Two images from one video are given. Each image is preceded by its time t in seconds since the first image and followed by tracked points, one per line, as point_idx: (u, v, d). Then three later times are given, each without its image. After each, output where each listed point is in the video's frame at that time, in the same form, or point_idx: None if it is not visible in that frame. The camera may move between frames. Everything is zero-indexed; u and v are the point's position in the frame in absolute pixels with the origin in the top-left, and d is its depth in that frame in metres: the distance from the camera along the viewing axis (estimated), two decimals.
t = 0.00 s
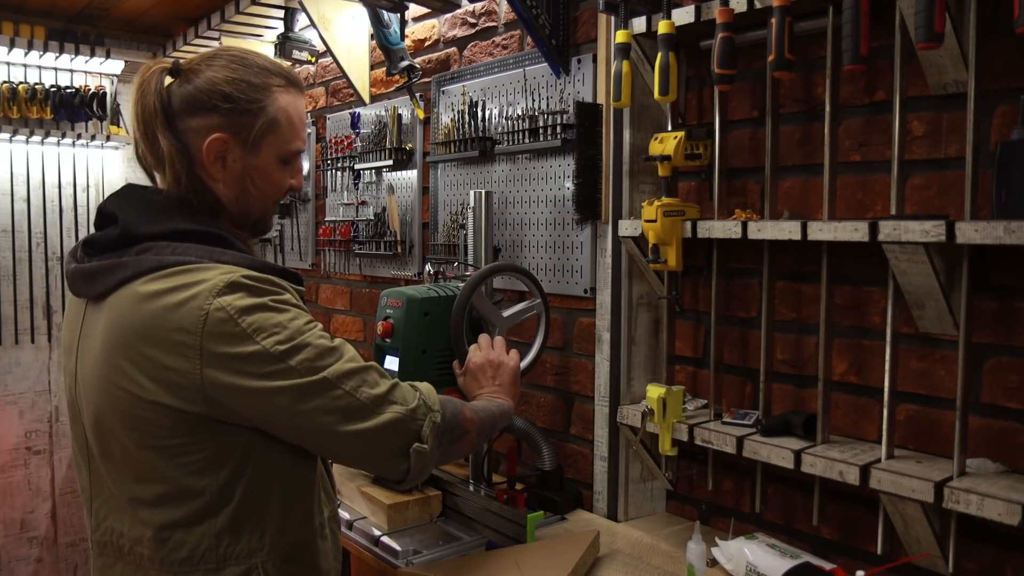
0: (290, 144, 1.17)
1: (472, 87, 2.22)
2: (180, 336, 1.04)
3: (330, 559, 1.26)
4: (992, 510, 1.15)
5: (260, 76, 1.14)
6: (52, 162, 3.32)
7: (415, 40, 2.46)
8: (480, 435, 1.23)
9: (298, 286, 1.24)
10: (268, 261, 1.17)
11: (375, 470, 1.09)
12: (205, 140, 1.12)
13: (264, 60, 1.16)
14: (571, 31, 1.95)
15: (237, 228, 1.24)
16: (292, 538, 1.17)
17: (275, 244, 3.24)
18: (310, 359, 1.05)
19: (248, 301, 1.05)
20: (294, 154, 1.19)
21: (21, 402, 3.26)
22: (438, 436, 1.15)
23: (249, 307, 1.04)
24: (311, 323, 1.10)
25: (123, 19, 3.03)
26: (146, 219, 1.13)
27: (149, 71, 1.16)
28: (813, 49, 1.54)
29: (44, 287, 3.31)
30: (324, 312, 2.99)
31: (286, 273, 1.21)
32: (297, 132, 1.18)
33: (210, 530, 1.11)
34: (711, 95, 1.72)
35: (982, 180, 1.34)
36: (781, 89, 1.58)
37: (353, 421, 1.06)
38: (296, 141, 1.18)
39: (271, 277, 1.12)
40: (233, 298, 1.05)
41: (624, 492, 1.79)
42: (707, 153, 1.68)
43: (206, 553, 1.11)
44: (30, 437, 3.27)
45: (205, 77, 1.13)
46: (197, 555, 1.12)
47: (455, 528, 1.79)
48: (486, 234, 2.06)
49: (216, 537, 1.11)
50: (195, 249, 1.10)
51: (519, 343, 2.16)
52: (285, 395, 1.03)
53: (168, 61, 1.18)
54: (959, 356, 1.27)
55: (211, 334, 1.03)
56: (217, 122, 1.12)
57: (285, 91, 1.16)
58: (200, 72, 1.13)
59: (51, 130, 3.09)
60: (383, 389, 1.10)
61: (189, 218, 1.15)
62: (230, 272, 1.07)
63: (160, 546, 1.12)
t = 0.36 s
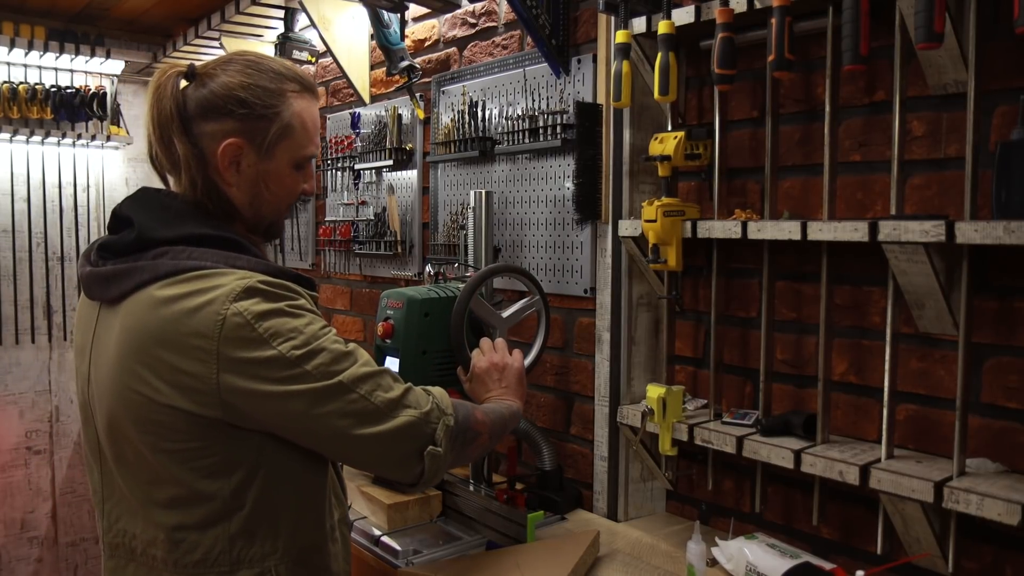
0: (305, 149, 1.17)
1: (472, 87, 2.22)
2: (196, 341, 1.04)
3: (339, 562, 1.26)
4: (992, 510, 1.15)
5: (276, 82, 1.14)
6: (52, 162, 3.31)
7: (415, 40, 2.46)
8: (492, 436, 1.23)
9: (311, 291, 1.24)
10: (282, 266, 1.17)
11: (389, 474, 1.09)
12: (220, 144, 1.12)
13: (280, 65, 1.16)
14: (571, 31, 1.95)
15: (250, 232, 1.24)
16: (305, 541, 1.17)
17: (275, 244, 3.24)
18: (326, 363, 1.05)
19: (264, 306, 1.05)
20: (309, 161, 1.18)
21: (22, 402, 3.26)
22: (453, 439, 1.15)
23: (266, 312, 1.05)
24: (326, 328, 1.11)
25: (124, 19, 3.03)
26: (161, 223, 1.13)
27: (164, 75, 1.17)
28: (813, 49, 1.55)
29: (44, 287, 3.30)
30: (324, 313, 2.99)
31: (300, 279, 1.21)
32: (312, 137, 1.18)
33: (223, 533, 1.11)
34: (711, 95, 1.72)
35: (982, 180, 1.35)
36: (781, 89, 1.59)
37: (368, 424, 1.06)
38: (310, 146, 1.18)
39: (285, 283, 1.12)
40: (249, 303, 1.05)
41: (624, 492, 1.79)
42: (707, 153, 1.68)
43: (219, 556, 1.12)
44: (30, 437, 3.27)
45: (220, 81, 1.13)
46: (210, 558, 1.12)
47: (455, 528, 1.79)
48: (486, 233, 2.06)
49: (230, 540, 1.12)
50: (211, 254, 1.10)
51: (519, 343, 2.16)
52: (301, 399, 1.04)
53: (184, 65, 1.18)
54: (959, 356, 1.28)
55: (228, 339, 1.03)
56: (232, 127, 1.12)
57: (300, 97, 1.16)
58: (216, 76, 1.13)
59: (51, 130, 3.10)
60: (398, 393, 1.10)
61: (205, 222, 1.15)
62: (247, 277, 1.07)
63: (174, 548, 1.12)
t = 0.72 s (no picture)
0: (313, 151, 1.17)
1: (472, 87, 2.22)
2: (207, 342, 1.03)
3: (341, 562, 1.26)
4: (992, 510, 1.15)
5: (285, 84, 1.14)
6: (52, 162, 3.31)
7: (415, 40, 2.46)
8: (502, 435, 1.23)
9: (318, 294, 1.23)
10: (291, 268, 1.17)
11: (399, 473, 1.10)
12: (228, 145, 1.12)
13: (289, 66, 1.16)
14: (571, 31, 1.95)
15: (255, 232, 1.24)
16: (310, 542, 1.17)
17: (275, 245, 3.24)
18: (336, 363, 1.06)
19: (275, 308, 1.06)
20: (316, 162, 1.18)
21: (21, 402, 3.26)
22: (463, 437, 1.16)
23: (277, 313, 1.05)
24: (335, 329, 1.11)
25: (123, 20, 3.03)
26: (171, 224, 1.13)
27: (173, 75, 1.16)
28: (813, 49, 1.54)
29: (44, 287, 3.30)
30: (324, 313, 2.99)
31: (307, 282, 1.20)
32: (319, 140, 1.18)
33: (229, 534, 1.11)
34: (711, 95, 1.72)
35: (982, 180, 1.34)
36: (781, 89, 1.58)
37: (378, 423, 1.07)
38: (318, 149, 1.18)
39: (294, 285, 1.12)
40: (260, 304, 1.05)
41: (625, 492, 1.79)
42: (707, 153, 1.67)
43: (225, 557, 1.12)
44: (30, 437, 3.27)
45: (229, 83, 1.13)
46: (215, 559, 1.12)
47: (456, 529, 1.79)
48: (486, 234, 2.06)
49: (236, 541, 1.12)
50: (221, 255, 1.10)
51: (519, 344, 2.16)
52: (312, 399, 1.04)
53: (193, 66, 1.18)
54: (959, 356, 1.27)
55: (239, 340, 1.03)
56: (241, 129, 1.12)
57: (309, 99, 1.16)
58: (225, 77, 1.13)
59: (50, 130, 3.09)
60: (407, 392, 1.10)
61: (214, 223, 1.15)
62: (258, 279, 1.07)
63: (179, 548, 1.12)
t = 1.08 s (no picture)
0: (315, 153, 1.17)
1: (472, 87, 2.22)
2: (213, 341, 1.03)
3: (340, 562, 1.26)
4: (992, 510, 1.15)
5: (288, 84, 1.14)
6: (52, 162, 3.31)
7: (415, 40, 2.46)
8: (508, 432, 1.24)
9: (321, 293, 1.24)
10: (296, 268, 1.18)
11: (404, 470, 1.10)
12: (229, 146, 1.12)
13: (293, 67, 1.16)
14: (571, 31, 1.95)
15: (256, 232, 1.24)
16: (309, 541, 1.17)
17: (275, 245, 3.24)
18: (342, 362, 1.06)
19: (281, 307, 1.06)
20: (318, 163, 1.18)
21: (22, 402, 3.26)
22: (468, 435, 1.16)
23: (283, 313, 1.05)
24: (340, 329, 1.11)
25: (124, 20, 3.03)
26: (177, 222, 1.13)
27: (177, 74, 1.16)
28: (813, 49, 1.54)
29: (44, 287, 3.30)
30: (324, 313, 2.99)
31: (310, 283, 1.20)
32: (322, 141, 1.18)
33: (230, 532, 1.11)
34: (711, 95, 1.72)
35: (982, 180, 1.34)
36: (781, 89, 1.58)
37: (383, 420, 1.07)
38: (321, 150, 1.18)
39: (299, 284, 1.12)
40: (267, 303, 1.05)
41: (624, 492, 1.79)
42: (707, 153, 1.67)
43: (224, 556, 1.11)
44: (30, 437, 3.27)
45: (232, 84, 1.12)
46: (215, 557, 1.11)
47: (455, 528, 1.79)
48: (487, 233, 2.06)
49: (236, 540, 1.12)
50: (227, 254, 1.10)
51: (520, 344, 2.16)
52: (317, 397, 1.04)
53: (198, 65, 1.18)
54: (959, 356, 1.27)
55: (245, 340, 1.03)
56: (242, 130, 1.12)
57: (312, 100, 1.16)
58: (228, 78, 1.13)
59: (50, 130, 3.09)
60: (412, 390, 1.10)
61: (219, 222, 1.15)
62: (264, 279, 1.07)
63: (179, 547, 1.12)
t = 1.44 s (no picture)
0: (317, 165, 1.16)
1: (472, 87, 2.22)
2: (219, 342, 1.03)
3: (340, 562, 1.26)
4: (992, 510, 1.15)
5: (296, 95, 1.13)
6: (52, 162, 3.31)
7: (415, 40, 2.46)
8: (516, 428, 1.25)
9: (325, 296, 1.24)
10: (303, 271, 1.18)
11: (410, 467, 1.10)
12: (229, 153, 1.12)
13: (301, 77, 1.15)
14: (571, 31, 1.95)
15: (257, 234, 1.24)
16: (311, 540, 1.17)
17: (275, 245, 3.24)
18: (347, 361, 1.06)
19: (287, 308, 1.06)
20: (321, 173, 1.18)
21: (22, 402, 3.26)
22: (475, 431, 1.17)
23: (288, 314, 1.05)
24: (345, 329, 1.11)
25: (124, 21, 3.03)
26: (185, 223, 1.13)
27: (187, 76, 1.16)
28: (813, 49, 1.55)
29: (44, 287, 3.30)
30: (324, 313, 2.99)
31: (315, 284, 1.20)
32: (327, 153, 1.17)
33: (232, 531, 1.11)
34: (711, 95, 1.72)
35: (982, 180, 1.34)
36: (781, 89, 1.58)
37: (388, 418, 1.07)
38: (324, 162, 1.16)
39: (304, 286, 1.13)
40: (273, 305, 1.05)
41: (624, 492, 1.79)
42: (707, 153, 1.67)
43: (226, 554, 1.11)
44: (30, 437, 3.27)
45: (238, 90, 1.12)
46: (216, 556, 1.11)
47: (455, 528, 1.79)
48: (486, 234, 2.06)
49: (238, 539, 1.12)
50: (233, 257, 1.10)
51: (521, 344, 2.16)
52: (322, 396, 1.04)
53: (209, 67, 1.18)
54: (959, 355, 1.27)
55: (251, 341, 1.03)
56: (244, 138, 1.12)
57: (319, 112, 1.15)
58: (235, 83, 1.13)
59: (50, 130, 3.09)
60: (417, 387, 1.11)
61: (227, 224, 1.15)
62: (271, 280, 1.08)
63: (181, 545, 1.12)
